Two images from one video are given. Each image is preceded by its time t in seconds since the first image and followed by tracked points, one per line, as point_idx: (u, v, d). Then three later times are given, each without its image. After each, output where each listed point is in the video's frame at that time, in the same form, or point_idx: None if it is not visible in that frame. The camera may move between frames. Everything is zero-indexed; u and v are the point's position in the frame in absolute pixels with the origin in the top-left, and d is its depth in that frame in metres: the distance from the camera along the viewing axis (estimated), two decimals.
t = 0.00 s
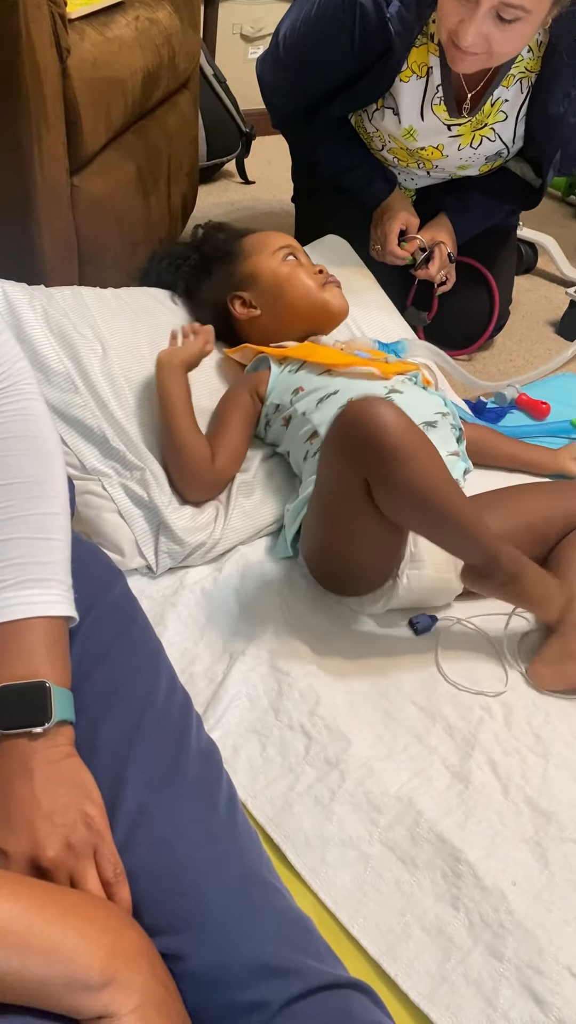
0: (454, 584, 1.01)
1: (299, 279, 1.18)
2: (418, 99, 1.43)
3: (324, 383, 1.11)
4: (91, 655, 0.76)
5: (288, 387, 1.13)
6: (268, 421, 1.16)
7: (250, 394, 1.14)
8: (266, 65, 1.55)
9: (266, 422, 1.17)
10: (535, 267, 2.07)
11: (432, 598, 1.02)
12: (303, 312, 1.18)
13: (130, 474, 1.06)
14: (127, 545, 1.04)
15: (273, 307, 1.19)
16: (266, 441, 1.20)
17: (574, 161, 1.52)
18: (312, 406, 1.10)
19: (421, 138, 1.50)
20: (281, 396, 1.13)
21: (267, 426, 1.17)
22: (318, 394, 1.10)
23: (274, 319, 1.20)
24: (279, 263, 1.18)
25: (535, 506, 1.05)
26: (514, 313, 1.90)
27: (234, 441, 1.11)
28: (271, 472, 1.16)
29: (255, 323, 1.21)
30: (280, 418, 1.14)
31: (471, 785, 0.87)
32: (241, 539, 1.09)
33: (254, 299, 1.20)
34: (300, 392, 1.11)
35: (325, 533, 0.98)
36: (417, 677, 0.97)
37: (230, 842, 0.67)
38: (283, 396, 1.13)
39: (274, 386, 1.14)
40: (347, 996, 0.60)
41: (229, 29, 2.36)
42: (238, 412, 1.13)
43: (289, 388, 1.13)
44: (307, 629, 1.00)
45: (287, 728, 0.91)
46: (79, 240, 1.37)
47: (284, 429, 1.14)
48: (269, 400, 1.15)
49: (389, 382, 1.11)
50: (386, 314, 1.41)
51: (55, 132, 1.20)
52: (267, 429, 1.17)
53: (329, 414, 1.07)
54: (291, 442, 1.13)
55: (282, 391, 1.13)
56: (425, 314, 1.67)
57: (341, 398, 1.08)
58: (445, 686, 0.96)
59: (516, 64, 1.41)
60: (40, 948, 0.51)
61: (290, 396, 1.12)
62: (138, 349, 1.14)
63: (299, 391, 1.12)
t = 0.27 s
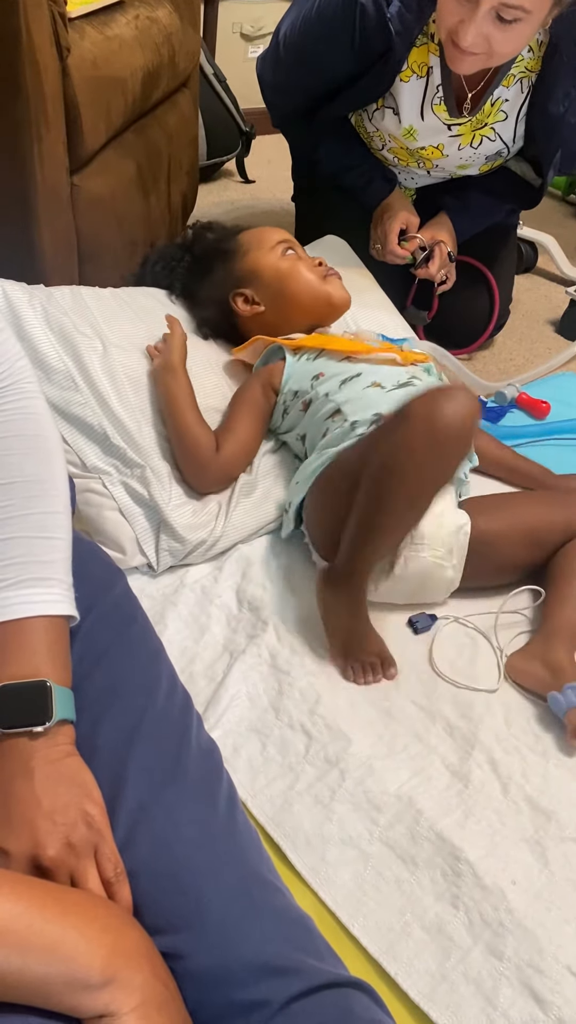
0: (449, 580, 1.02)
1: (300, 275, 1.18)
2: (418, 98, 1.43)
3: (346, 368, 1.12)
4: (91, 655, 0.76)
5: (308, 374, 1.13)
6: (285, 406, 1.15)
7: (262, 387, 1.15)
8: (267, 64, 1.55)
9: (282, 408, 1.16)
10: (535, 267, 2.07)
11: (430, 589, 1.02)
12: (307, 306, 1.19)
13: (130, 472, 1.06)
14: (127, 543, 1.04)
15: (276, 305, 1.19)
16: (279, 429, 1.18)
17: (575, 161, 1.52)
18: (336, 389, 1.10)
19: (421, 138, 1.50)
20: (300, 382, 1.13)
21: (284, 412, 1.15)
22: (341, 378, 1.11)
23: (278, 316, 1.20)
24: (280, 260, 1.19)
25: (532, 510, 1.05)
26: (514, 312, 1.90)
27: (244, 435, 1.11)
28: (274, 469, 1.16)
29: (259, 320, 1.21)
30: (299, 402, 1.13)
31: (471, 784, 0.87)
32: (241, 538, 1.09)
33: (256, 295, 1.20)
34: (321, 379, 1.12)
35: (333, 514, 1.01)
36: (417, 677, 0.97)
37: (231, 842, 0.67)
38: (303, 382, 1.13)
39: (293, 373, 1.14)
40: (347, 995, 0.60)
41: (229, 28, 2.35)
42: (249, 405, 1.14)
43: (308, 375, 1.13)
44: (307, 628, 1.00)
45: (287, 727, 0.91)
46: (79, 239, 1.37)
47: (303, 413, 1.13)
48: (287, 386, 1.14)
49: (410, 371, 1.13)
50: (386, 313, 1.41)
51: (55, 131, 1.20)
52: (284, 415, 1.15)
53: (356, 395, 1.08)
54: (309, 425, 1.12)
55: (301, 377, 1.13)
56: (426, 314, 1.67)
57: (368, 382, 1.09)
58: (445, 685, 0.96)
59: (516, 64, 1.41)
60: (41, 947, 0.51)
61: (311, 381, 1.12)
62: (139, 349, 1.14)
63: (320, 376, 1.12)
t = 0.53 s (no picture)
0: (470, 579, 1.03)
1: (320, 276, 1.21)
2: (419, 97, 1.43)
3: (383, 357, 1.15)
4: (91, 655, 0.76)
5: (345, 358, 1.15)
6: (317, 391, 1.15)
7: (284, 377, 1.15)
8: (267, 63, 1.55)
9: (314, 394, 1.15)
10: (534, 266, 2.07)
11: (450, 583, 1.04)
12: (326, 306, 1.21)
13: (129, 471, 1.06)
14: (127, 542, 1.04)
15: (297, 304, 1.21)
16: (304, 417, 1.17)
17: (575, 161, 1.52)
18: (382, 373, 1.12)
19: (421, 137, 1.49)
20: (337, 366, 1.14)
21: (316, 395, 1.15)
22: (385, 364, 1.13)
23: (297, 315, 1.21)
24: (298, 261, 1.21)
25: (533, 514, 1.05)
26: (514, 311, 1.90)
27: (263, 423, 1.13)
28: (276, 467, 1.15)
29: (278, 320, 1.22)
30: (336, 386, 1.13)
31: (471, 783, 0.87)
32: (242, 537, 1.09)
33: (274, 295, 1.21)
34: (360, 363, 1.14)
35: (402, 507, 1.00)
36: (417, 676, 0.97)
37: (231, 842, 0.67)
38: (342, 365, 1.14)
39: (327, 359, 1.15)
40: (347, 994, 0.60)
41: (228, 27, 2.35)
42: (267, 392, 1.15)
43: (346, 359, 1.15)
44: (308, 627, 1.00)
45: (287, 726, 0.91)
46: (79, 237, 1.37)
47: (340, 397, 1.13)
48: (321, 370, 1.15)
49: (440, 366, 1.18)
50: (386, 312, 1.41)
51: (55, 129, 1.20)
52: (315, 400, 1.15)
53: (404, 381, 1.11)
54: (349, 405, 1.12)
55: (340, 361, 1.15)
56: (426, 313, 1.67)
57: (413, 370, 1.13)
58: (446, 684, 0.96)
59: (517, 64, 1.41)
60: (40, 947, 0.51)
61: (350, 364, 1.14)
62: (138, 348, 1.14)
63: (359, 361, 1.14)
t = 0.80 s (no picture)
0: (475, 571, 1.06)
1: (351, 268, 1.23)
2: (418, 94, 1.43)
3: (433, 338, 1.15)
4: (91, 653, 0.76)
5: (397, 331, 1.14)
6: (365, 349, 1.13)
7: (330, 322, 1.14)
8: (266, 62, 1.54)
9: (360, 352, 1.13)
10: (534, 264, 2.07)
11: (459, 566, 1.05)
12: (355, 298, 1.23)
13: (127, 469, 1.06)
14: (126, 541, 1.04)
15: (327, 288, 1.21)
16: (343, 372, 1.14)
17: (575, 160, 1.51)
18: (436, 350, 1.11)
19: (420, 137, 1.49)
20: (389, 335, 1.13)
21: (363, 352, 1.13)
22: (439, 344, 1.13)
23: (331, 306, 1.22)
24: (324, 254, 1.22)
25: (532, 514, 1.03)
26: (514, 310, 1.90)
27: (298, 353, 1.13)
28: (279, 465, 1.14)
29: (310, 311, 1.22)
30: (386, 349, 1.12)
31: (471, 782, 0.87)
32: (244, 535, 1.08)
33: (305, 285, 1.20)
34: (413, 336, 1.13)
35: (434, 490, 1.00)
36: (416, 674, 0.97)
37: (230, 843, 0.67)
38: (393, 334, 1.13)
39: (379, 325, 1.15)
40: (346, 994, 0.60)
41: (228, 26, 2.35)
42: (309, 329, 1.14)
43: (397, 331, 1.14)
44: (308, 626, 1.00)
45: (286, 725, 0.91)
46: (79, 237, 1.37)
47: (389, 359, 1.11)
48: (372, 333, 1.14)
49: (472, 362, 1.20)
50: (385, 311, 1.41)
51: (54, 128, 1.20)
52: (362, 356, 1.13)
53: (454, 362, 1.11)
54: (397, 372, 1.10)
55: (391, 331, 1.14)
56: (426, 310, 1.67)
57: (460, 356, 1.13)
58: (445, 683, 0.96)
59: (516, 63, 1.41)
60: (38, 947, 0.51)
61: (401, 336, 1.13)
62: (137, 347, 1.14)
63: (413, 333, 1.14)
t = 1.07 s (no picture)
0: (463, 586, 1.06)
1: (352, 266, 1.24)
2: (418, 94, 1.42)
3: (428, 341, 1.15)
4: (89, 652, 0.76)
5: (392, 332, 1.15)
6: (360, 350, 1.14)
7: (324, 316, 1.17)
8: (266, 60, 1.54)
9: (355, 352, 1.15)
10: (534, 263, 2.07)
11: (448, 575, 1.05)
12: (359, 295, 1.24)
13: (126, 468, 1.06)
14: (125, 541, 1.04)
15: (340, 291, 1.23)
16: (338, 373, 1.15)
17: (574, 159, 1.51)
18: (428, 354, 1.12)
19: (420, 137, 1.49)
20: (383, 336, 1.14)
21: (357, 352, 1.14)
22: (433, 348, 1.13)
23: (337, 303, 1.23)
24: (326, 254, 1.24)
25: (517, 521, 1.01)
26: (513, 309, 1.90)
27: (267, 329, 1.16)
28: (276, 465, 1.14)
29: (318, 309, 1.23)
30: (379, 349, 1.13)
31: (470, 781, 0.87)
32: (243, 535, 1.08)
33: (325, 284, 1.22)
34: (408, 338, 1.14)
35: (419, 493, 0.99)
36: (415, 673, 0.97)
37: (227, 843, 0.67)
38: (388, 336, 1.14)
39: (375, 325, 1.16)
40: (345, 992, 0.60)
41: (227, 24, 2.34)
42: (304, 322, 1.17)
43: (393, 332, 1.14)
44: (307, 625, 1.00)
45: (285, 724, 0.91)
46: (78, 236, 1.37)
47: (381, 360, 1.12)
48: (368, 333, 1.15)
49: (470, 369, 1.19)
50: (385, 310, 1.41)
51: (53, 127, 1.20)
52: (356, 356, 1.14)
53: (446, 366, 1.10)
54: (391, 373, 1.10)
55: (387, 332, 1.14)
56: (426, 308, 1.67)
57: (455, 360, 1.13)
58: (444, 681, 0.96)
59: (516, 64, 1.41)
60: (38, 947, 0.51)
61: (396, 337, 1.14)
62: (135, 346, 1.14)
63: (407, 335, 1.14)
